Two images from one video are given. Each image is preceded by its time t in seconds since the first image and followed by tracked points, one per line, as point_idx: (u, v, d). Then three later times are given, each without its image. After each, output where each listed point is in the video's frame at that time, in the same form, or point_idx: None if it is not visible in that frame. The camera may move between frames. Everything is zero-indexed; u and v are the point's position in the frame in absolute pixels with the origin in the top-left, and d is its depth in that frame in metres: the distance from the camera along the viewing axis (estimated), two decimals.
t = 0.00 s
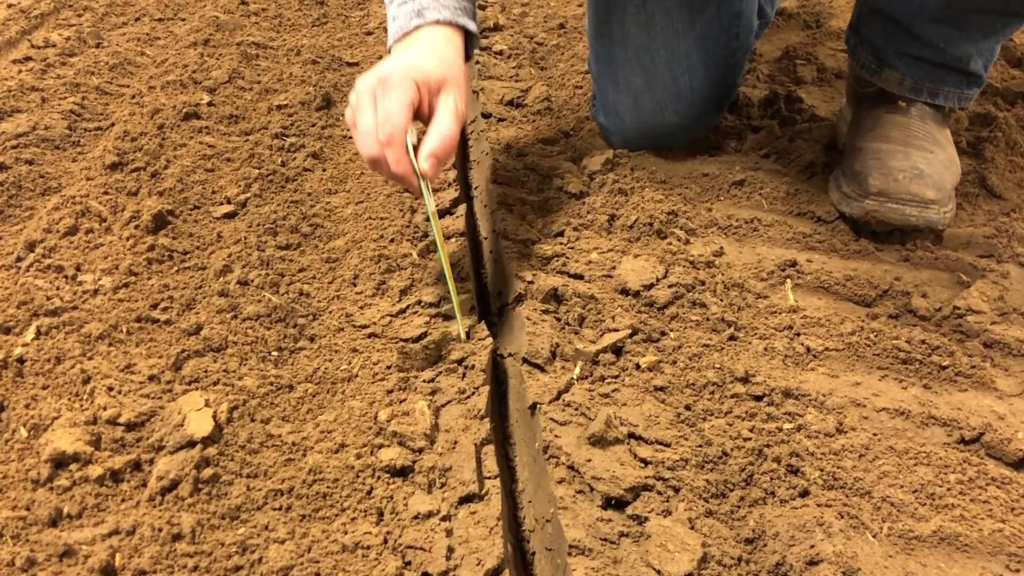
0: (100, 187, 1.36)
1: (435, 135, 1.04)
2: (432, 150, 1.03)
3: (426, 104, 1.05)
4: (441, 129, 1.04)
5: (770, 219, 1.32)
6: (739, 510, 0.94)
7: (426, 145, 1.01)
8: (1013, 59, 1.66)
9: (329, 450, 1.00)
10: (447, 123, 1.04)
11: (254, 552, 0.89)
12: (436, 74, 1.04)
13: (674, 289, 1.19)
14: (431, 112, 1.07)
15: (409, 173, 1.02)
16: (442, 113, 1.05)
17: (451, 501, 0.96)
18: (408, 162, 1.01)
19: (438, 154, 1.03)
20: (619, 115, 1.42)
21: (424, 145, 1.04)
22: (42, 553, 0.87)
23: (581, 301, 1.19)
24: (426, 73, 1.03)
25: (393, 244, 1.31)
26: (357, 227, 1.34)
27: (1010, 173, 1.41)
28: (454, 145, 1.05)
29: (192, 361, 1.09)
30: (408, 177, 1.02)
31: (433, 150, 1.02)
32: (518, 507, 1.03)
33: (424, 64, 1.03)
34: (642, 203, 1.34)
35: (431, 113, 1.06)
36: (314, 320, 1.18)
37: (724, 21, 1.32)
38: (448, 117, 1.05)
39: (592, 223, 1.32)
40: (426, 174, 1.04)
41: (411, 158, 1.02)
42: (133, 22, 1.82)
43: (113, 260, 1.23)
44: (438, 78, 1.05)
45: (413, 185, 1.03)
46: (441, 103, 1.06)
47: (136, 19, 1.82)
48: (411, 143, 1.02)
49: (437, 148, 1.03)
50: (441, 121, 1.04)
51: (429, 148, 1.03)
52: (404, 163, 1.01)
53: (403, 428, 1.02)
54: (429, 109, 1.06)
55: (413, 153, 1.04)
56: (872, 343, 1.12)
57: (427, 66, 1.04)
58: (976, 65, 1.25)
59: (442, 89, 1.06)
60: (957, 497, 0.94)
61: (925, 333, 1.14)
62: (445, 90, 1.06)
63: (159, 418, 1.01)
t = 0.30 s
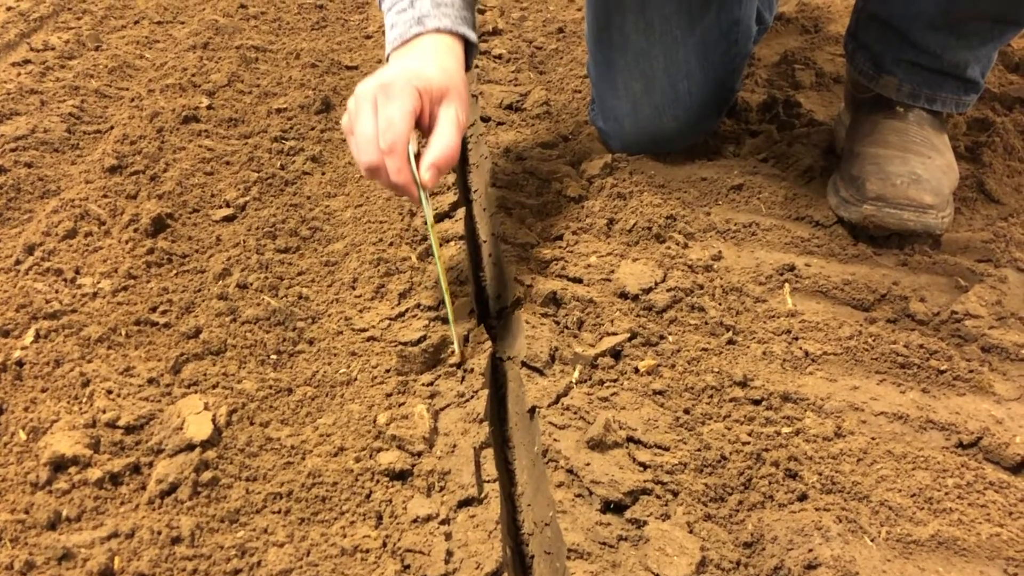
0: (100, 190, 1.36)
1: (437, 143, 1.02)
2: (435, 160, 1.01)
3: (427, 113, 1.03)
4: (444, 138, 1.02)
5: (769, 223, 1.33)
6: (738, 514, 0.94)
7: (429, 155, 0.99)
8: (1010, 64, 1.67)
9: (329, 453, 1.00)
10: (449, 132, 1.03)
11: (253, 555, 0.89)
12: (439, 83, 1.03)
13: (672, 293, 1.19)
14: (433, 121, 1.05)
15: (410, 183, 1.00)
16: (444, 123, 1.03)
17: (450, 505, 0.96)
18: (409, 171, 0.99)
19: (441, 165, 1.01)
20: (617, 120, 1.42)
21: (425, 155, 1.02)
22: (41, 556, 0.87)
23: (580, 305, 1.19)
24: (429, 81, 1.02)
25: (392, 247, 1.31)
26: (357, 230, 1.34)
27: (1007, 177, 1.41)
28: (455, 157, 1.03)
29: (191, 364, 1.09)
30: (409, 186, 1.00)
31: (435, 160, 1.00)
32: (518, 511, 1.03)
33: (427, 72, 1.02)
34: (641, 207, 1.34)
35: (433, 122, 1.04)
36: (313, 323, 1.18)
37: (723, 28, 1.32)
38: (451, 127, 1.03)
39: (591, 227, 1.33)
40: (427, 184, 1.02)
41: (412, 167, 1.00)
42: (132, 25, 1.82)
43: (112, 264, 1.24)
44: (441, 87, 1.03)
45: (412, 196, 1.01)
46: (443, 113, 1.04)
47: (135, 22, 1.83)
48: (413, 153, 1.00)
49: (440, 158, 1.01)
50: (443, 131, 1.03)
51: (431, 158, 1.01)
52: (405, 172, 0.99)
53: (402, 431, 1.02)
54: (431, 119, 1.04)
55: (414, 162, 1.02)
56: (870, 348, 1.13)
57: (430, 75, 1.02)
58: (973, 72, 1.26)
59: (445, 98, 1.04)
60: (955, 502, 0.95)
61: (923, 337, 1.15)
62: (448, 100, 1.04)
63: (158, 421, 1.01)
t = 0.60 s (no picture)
0: (101, 193, 1.36)
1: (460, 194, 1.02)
2: (458, 211, 1.01)
3: (452, 160, 1.03)
4: (468, 188, 1.02)
5: (769, 226, 1.33)
6: (739, 518, 0.94)
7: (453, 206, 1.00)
8: (1009, 68, 1.68)
9: (330, 456, 1.00)
10: (474, 183, 1.02)
11: (255, 558, 0.89)
12: (466, 131, 1.02)
13: (673, 296, 1.19)
14: (456, 169, 1.05)
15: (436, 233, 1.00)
16: (469, 172, 1.03)
17: (452, 507, 0.96)
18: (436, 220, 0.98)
19: (463, 215, 1.01)
20: (619, 124, 1.42)
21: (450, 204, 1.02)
22: (42, 559, 0.87)
23: (581, 308, 1.19)
24: (457, 129, 1.01)
25: (393, 250, 1.31)
26: (357, 233, 1.34)
27: (1007, 181, 1.42)
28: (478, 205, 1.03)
29: (192, 367, 1.10)
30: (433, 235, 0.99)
31: (460, 211, 1.00)
32: (519, 514, 1.03)
33: (455, 119, 1.01)
34: (642, 210, 1.34)
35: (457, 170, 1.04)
36: (314, 326, 1.18)
37: (722, 32, 1.32)
38: (476, 177, 1.03)
39: (591, 230, 1.33)
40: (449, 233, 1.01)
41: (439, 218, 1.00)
42: (133, 28, 1.82)
43: (113, 266, 1.24)
44: (469, 135, 1.03)
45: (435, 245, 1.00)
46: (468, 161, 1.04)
47: (136, 25, 1.83)
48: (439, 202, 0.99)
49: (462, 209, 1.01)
50: (467, 181, 1.03)
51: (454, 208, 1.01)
52: (431, 221, 0.97)
53: (404, 434, 1.02)
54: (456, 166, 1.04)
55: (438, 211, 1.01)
56: (871, 351, 1.13)
57: (457, 121, 1.02)
58: (973, 77, 1.26)
59: (471, 147, 1.04)
60: (956, 505, 0.95)
61: (923, 341, 1.15)
62: (474, 148, 1.04)
63: (160, 424, 1.01)
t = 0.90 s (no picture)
0: (104, 194, 1.36)
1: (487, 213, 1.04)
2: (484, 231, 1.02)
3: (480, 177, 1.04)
4: (495, 208, 1.04)
5: (772, 229, 1.33)
6: (743, 520, 0.94)
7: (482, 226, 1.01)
8: (1012, 71, 1.68)
9: (334, 458, 1.00)
10: (501, 203, 1.04)
11: (258, 560, 0.89)
12: (497, 149, 1.03)
13: (676, 298, 1.19)
14: (483, 187, 1.06)
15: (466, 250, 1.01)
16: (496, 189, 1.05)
17: (455, 509, 0.96)
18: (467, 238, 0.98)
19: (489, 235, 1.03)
20: (622, 125, 1.43)
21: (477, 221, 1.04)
22: (46, 560, 0.87)
23: (584, 310, 1.19)
24: (488, 147, 1.02)
25: (396, 251, 1.31)
26: (360, 235, 1.34)
27: (1010, 184, 1.42)
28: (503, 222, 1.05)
29: (195, 369, 1.10)
30: (463, 254, 0.99)
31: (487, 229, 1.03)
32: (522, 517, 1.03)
33: (487, 137, 1.02)
34: (645, 213, 1.34)
35: (484, 189, 1.05)
36: (318, 328, 1.18)
37: (727, 33, 1.32)
38: (503, 197, 1.05)
39: (594, 232, 1.33)
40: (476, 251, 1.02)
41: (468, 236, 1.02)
42: (135, 30, 1.82)
43: (116, 268, 1.24)
44: (498, 153, 1.04)
45: (463, 263, 1.00)
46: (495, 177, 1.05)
47: (138, 26, 1.83)
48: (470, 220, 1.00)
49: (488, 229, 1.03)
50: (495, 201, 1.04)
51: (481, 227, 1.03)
52: (463, 239, 0.98)
53: (407, 436, 1.02)
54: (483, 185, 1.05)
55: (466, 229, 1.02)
56: (874, 354, 1.13)
57: (487, 138, 1.02)
58: (976, 78, 1.27)
59: (501, 164, 1.05)
60: (960, 508, 0.95)
61: (926, 344, 1.15)
62: (503, 167, 1.05)
63: (163, 425, 1.01)
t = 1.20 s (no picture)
0: (108, 195, 1.37)
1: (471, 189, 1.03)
2: (468, 208, 1.02)
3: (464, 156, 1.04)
4: (479, 184, 1.03)
5: (776, 230, 1.33)
6: (748, 522, 0.94)
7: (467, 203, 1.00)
8: (1016, 72, 1.68)
9: (339, 459, 1.00)
10: (485, 179, 1.03)
11: (263, 561, 0.89)
12: (479, 127, 1.03)
13: (681, 299, 1.19)
14: (468, 165, 1.06)
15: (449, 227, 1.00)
16: (481, 168, 1.04)
17: (460, 511, 0.96)
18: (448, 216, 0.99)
19: (474, 211, 1.02)
20: (625, 125, 1.42)
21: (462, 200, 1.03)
22: (52, 561, 0.87)
23: (588, 312, 1.20)
24: (470, 125, 1.02)
25: (400, 252, 1.31)
26: (364, 236, 1.34)
27: (1014, 186, 1.42)
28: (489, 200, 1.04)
29: (200, 369, 1.10)
30: (445, 232, 0.99)
31: (471, 207, 1.02)
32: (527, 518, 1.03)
33: (468, 115, 1.02)
34: (649, 214, 1.34)
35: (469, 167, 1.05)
36: (322, 329, 1.18)
37: (731, 33, 1.31)
38: (487, 172, 1.03)
39: (598, 233, 1.33)
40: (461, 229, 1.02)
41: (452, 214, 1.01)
42: (139, 30, 1.83)
43: (121, 268, 1.24)
44: (481, 130, 1.04)
45: (446, 241, 1.00)
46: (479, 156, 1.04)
47: (142, 27, 1.83)
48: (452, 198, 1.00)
49: (472, 205, 1.02)
50: (479, 178, 1.03)
51: (464, 205, 1.02)
52: (444, 217, 0.98)
53: (412, 437, 1.02)
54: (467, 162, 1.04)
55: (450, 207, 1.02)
56: (879, 355, 1.13)
57: (469, 117, 1.02)
58: (982, 78, 1.27)
59: (484, 141, 1.04)
60: (966, 510, 0.95)
61: (932, 345, 1.15)
62: (486, 144, 1.05)
63: (167, 426, 1.01)
